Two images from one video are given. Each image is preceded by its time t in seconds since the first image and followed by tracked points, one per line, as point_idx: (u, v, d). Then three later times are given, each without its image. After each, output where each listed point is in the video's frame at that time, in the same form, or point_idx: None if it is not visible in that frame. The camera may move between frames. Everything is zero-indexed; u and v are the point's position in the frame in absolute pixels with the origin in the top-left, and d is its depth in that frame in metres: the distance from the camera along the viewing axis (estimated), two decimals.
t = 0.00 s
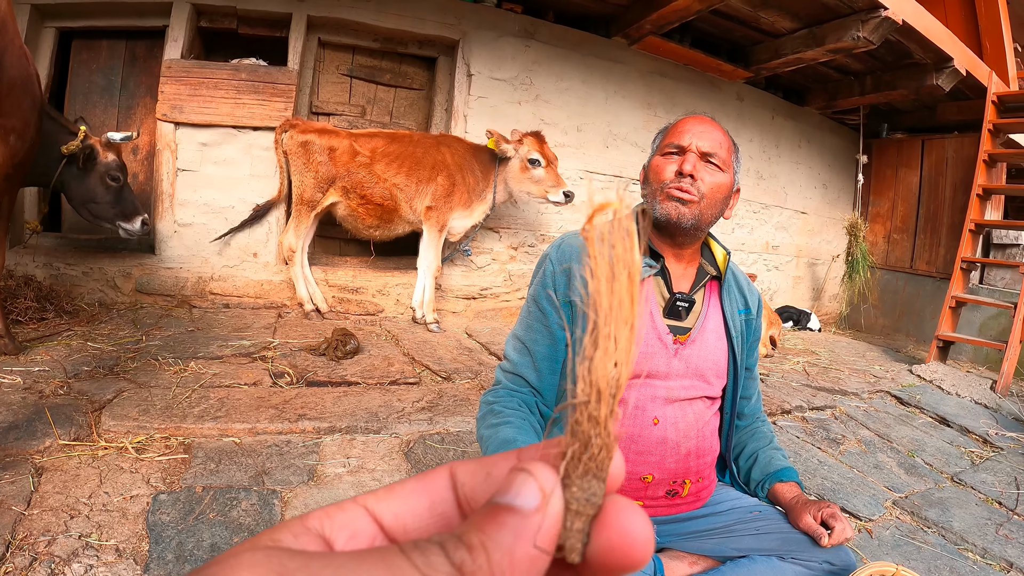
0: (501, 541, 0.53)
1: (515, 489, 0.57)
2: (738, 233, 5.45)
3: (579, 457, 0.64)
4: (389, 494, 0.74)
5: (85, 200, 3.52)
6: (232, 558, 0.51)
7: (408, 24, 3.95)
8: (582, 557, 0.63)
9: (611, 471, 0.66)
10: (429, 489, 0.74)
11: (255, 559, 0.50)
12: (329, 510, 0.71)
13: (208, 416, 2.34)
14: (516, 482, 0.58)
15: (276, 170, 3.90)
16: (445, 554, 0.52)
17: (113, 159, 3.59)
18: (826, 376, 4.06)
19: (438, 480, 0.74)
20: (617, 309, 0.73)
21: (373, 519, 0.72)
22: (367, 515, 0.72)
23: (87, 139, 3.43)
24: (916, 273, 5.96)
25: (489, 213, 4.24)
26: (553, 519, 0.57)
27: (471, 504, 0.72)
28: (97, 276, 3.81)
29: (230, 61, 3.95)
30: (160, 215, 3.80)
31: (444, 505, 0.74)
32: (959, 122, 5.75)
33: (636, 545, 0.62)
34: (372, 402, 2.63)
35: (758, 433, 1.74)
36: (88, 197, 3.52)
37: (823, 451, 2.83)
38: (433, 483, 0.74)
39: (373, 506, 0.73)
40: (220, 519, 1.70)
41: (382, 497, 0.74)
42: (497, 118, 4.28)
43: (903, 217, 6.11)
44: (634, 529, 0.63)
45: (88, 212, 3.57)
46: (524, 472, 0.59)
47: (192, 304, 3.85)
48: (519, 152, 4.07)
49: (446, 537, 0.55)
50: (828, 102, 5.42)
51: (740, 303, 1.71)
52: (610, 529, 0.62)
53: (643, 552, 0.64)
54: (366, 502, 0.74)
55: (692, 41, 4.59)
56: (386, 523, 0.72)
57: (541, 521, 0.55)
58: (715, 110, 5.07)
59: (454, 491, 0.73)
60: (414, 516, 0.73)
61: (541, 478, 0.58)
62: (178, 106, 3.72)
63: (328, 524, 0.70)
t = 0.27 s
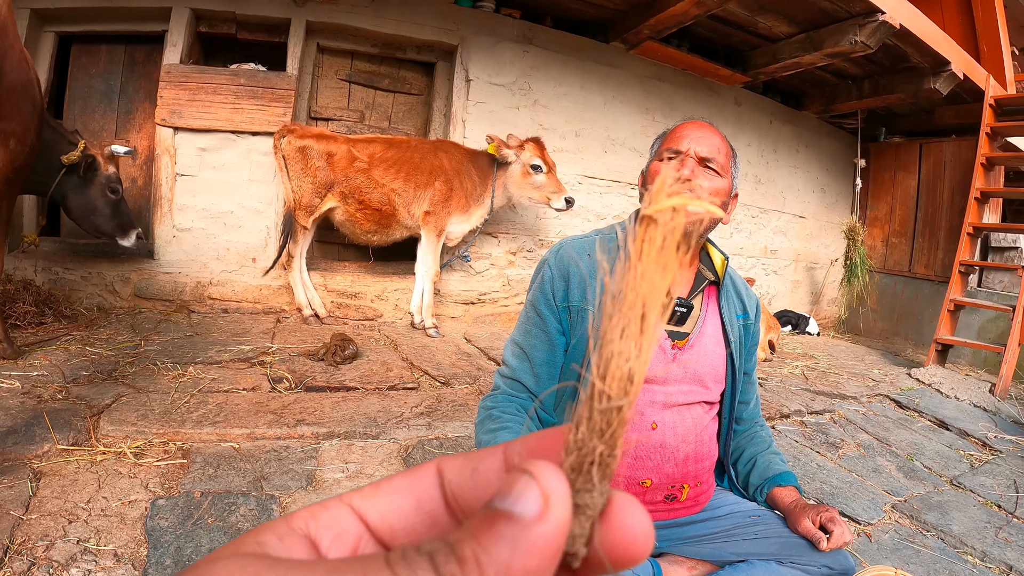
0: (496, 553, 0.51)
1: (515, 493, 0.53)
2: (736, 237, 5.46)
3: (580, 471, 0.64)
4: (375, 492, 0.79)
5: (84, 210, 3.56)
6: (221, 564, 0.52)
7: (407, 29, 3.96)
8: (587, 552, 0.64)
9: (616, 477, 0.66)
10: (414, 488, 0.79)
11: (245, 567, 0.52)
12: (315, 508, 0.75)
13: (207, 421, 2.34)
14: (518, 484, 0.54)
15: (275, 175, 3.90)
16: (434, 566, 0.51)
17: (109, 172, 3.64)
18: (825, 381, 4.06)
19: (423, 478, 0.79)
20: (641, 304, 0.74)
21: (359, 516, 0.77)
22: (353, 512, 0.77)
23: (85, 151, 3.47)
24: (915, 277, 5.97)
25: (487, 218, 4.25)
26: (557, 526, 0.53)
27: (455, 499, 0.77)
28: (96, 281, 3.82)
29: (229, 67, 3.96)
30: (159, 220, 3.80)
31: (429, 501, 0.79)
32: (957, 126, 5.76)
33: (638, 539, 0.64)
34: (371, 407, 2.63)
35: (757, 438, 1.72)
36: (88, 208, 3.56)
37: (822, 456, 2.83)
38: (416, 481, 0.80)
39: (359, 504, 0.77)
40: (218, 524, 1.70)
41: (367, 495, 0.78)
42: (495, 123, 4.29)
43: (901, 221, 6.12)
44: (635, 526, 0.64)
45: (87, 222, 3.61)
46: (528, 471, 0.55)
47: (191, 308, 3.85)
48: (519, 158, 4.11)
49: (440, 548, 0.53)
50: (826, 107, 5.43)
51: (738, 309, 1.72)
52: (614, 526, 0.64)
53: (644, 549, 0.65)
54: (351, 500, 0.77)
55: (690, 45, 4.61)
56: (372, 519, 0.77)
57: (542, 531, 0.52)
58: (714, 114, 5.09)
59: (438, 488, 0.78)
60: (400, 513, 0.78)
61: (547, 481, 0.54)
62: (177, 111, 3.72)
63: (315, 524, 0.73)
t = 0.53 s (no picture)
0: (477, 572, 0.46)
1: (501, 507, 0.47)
2: (735, 242, 5.47)
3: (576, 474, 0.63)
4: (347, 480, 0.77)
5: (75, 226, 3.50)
6: (205, 570, 0.53)
7: (406, 34, 3.97)
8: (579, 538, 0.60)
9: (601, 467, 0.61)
10: (385, 474, 0.76)
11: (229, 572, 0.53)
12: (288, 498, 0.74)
13: (206, 426, 2.34)
14: (508, 496, 0.47)
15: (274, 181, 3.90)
16: None
17: (108, 192, 3.62)
18: (824, 385, 4.07)
19: (394, 462, 0.76)
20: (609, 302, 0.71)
21: (332, 506, 0.75)
22: (324, 502, 0.75)
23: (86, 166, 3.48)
24: (914, 281, 5.98)
25: (485, 223, 4.26)
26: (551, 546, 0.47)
27: (426, 482, 0.74)
28: (95, 285, 3.83)
29: (228, 72, 3.97)
30: (158, 225, 3.80)
31: (400, 487, 0.75)
32: (955, 129, 5.78)
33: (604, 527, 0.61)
34: (370, 412, 2.63)
35: (756, 443, 1.71)
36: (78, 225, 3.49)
37: (821, 460, 2.83)
38: (387, 467, 0.77)
39: (330, 493, 0.76)
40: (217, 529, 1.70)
41: (339, 484, 0.77)
42: (494, 128, 4.30)
43: (899, 225, 6.13)
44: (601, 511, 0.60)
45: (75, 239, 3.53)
46: (520, 482, 0.48)
47: (190, 313, 3.85)
48: (522, 164, 4.14)
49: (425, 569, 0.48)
50: (824, 111, 5.45)
51: (736, 314, 1.71)
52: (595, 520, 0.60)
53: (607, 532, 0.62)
54: (323, 489, 0.76)
55: (689, 50, 4.62)
56: (345, 508, 0.75)
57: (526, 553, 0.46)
58: (712, 118, 5.09)
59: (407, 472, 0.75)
60: (372, 500, 0.75)
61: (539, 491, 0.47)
62: (176, 116, 3.72)
63: (288, 515, 0.72)
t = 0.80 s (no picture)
0: None
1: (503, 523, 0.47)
2: (734, 247, 5.47)
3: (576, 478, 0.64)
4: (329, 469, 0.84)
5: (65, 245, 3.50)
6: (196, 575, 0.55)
7: (405, 39, 3.97)
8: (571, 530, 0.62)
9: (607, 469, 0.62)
10: (365, 461, 0.83)
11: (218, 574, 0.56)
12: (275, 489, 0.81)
13: (205, 431, 2.34)
14: (512, 511, 0.47)
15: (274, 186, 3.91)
16: None
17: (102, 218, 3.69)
18: (824, 389, 4.06)
19: (372, 449, 0.83)
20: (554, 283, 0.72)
21: (316, 494, 0.82)
22: (309, 491, 0.82)
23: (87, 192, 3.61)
24: (913, 284, 5.98)
25: (485, 227, 4.26)
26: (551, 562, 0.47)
27: (404, 466, 0.81)
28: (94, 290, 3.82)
29: (228, 77, 3.97)
30: (158, 230, 3.81)
31: (380, 471, 0.82)
32: (954, 133, 5.79)
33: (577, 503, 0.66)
34: (370, 417, 2.63)
35: (755, 448, 1.72)
36: (69, 244, 3.50)
37: (821, 464, 2.83)
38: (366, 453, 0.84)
39: (314, 482, 0.83)
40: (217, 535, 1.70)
41: (322, 473, 0.84)
42: (494, 133, 4.32)
43: (898, 229, 6.14)
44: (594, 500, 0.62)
45: (62, 259, 3.52)
46: (526, 497, 0.47)
47: (190, 318, 3.85)
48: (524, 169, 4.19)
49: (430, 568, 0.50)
50: (823, 115, 5.46)
51: (736, 318, 1.69)
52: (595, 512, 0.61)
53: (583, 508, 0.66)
54: (306, 479, 0.83)
55: (687, 56, 4.63)
56: (329, 495, 0.82)
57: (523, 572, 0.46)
58: (711, 123, 5.11)
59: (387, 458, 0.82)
60: (353, 487, 0.82)
61: (542, 509, 0.47)
62: (176, 121, 3.72)
63: (276, 506, 0.79)
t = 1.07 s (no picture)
0: None
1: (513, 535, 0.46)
2: (734, 249, 5.48)
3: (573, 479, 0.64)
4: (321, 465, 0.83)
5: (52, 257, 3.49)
6: None
7: (405, 42, 3.98)
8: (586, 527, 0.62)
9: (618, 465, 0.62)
10: (358, 456, 0.82)
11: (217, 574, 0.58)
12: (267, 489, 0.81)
13: (206, 433, 2.34)
14: (521, 525, 0.46)
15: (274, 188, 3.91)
16: None
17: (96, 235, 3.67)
18: (824, 392, 4.07)
19: (363, 444, 0.82)
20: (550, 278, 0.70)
21: (309, 492, 0.81)
22: (301, 489, 0.82)
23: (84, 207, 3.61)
24: (913, 287, 5.99)
25: (485, 230, 4.27)
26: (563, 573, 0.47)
27: (396, 460, 0.81)
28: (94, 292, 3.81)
29: (229, 79, 3.98)
30: (159, 232, 3.81)
31: (373, 467, 0.82)
32: (954, 136, 5.80)
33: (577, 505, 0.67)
34: (370, 420, 2.63)
35: (756, 450, 1.72)
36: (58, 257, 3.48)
37: (821, 467, 2.84)
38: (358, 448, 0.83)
39: (306, 479, 0.82)
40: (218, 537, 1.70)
41: (314, 470, 0.83)
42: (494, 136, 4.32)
43: (898, 231, 6.14)
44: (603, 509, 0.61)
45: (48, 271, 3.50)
46: (536, 509, 0.47)
47: (190, 320, 3.85)
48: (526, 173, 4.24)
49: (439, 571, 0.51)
50: (823, 118, 5.46)
51: (735, 322, 1.70)
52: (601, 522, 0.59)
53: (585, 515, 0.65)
54: (298, 476, 0.82)
55: (687, 58, 4.64)
56: (321, 492, 0.82)
57: None
58: (711, 126, 5.11)
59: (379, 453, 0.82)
60: (345, 483, 0.82)
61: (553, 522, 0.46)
62: (176, 123, 3.73)
63: (270, 506, 0.79)
